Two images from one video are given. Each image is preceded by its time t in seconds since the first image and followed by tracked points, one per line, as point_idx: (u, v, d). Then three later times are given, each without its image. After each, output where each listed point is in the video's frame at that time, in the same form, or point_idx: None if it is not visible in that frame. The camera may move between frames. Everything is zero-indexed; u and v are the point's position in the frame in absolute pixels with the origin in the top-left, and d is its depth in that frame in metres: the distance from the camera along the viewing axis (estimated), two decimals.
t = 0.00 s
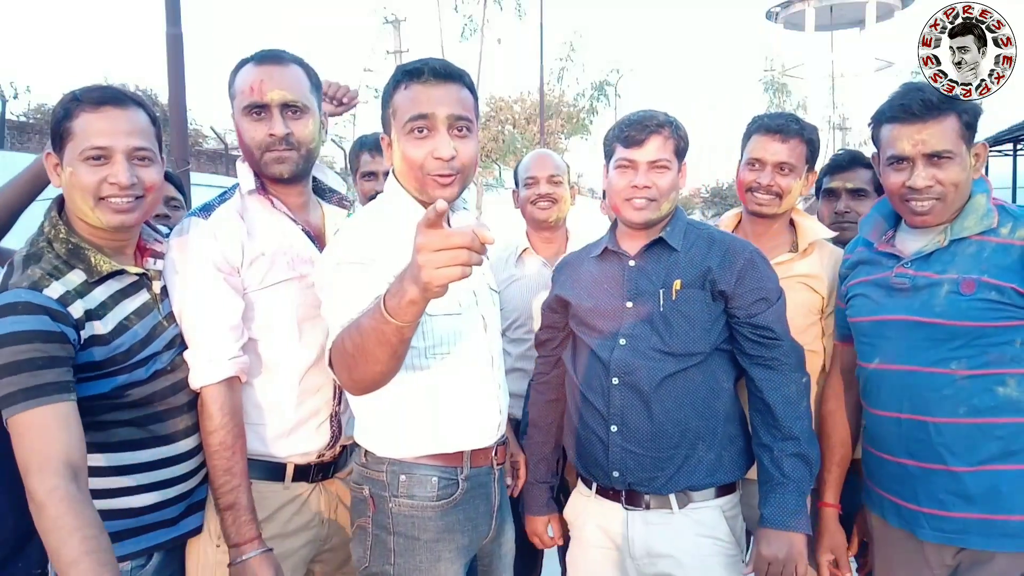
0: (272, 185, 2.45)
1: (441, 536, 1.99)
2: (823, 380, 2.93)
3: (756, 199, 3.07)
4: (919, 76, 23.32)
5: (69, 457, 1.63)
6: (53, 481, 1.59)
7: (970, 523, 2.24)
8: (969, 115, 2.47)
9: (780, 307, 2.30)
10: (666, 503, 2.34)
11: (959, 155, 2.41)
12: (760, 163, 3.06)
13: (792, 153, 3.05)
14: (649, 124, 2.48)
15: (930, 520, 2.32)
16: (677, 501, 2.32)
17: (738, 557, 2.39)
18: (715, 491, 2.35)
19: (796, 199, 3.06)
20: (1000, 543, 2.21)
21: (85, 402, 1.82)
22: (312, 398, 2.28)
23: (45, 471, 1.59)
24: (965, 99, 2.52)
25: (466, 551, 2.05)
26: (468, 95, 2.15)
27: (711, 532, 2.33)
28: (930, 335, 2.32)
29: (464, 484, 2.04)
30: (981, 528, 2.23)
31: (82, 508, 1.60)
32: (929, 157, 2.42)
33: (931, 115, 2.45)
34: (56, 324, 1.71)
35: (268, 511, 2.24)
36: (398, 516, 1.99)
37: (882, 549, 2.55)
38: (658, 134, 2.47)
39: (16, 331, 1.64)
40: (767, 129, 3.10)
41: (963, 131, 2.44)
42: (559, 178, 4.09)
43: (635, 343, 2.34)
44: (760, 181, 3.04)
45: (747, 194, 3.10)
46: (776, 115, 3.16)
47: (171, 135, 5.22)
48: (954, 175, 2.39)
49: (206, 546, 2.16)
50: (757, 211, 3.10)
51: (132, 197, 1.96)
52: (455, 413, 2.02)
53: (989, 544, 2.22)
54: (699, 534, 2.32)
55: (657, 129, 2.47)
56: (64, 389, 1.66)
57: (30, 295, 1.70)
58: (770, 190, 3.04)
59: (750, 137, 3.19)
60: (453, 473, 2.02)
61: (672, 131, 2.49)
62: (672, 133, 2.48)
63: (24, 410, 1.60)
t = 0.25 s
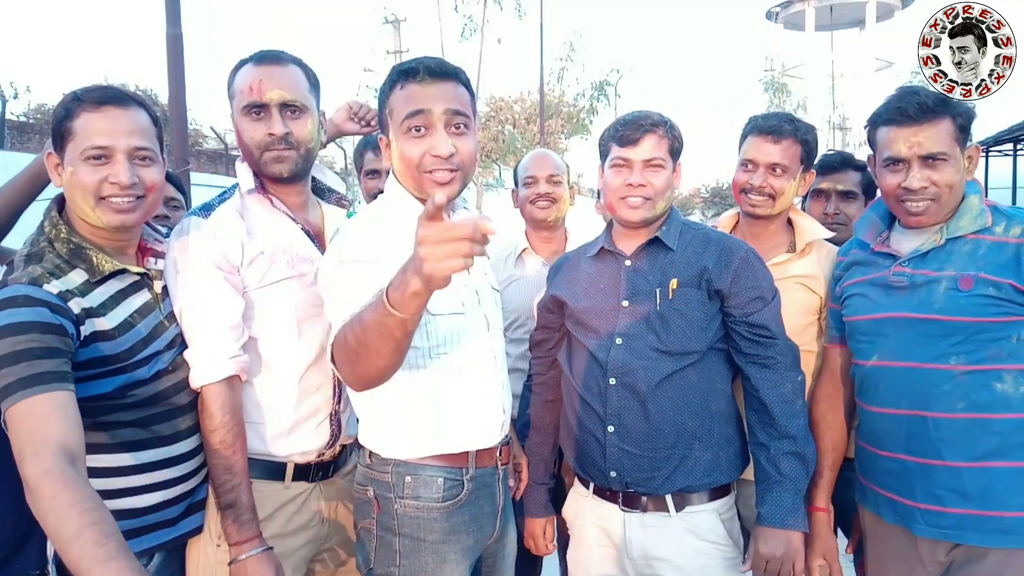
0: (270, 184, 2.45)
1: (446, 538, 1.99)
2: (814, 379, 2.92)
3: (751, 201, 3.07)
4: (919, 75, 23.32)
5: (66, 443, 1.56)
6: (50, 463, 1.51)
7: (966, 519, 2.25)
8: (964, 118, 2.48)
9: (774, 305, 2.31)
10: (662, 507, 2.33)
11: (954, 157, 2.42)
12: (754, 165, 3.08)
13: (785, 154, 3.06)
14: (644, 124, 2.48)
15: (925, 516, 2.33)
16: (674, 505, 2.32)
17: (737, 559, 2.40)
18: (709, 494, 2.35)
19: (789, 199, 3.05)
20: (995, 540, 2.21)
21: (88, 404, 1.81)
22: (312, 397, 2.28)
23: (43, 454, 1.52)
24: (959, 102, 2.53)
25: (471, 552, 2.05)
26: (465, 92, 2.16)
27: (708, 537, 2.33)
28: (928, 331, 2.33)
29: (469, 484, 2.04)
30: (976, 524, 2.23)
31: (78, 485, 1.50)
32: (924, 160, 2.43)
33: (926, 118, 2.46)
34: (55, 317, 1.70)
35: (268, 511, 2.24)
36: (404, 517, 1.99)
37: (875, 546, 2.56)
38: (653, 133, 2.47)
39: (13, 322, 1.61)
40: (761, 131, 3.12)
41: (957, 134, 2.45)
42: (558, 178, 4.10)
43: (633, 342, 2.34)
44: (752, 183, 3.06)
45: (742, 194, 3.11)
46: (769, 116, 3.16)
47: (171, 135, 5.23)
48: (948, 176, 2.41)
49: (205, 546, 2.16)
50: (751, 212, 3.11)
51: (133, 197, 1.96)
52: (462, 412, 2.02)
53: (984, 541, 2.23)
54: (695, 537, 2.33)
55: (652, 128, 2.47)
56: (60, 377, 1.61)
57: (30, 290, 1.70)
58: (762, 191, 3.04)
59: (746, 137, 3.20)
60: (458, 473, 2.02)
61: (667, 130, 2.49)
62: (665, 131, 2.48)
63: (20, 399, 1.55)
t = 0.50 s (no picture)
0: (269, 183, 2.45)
1: (447, 540, 1.99)
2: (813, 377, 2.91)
3: (748, 201, 3.07)
4: (918, 76, 23.34)
5: (72, 452, 1.60)
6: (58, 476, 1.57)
7: (963, 516, 2.26)
8: (960, 121, 2.48)
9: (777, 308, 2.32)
10: (661, 511, 2.33)
11: (949, 159, 2.43)
12: (753, 165, 3.08)
13: (783, 155, 3.06)
14: (646, 124, 2.48)
15: (922, 513, 2.33)
16: (671, 511, 2.32)
17: (736, 561, 2.40)
18: (708, 496, 2.35)
19: (787, 199, 3.05)
20: (992, 537, 2.21)
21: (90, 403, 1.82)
22: (312, 397, 2.28)
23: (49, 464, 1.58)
24: (955, 104, 2.53)
25: (473, 553, 2.06)
26: (467, 96, 2.16)
27: (705, 542, 2.34)
28: (927, 329, 2.33)
29: (470, 486, 2.05)
30: (973, 521, 2.24)
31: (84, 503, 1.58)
32: (920, 161, 2.43)
33: (921, 120, 2.46)
34: (61, 321, 1.70)
35: (270, 511, 2.25)
36: (405, 519, 1.99)
37: (874, 546, 2.56)
38: (655, 133, 2.47)
39: (19, 328, 1.63)
40: (760, 131, 3.12)
41: (953, 136, 2.46)
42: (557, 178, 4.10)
43: (633, 343, 2.34)
44: (750, 184, 3.05)
45: (739, 195, 3.11)
46: (769, 117, 3.16)
47: (171, 135, 5.23)
48: (943, 177, 2.41)
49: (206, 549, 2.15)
50: (749, 213, 3.11)
51: (135, 196, 1.96)
52: (469, 410, 2.04)
53: (982, 538, 2.23)
54: (693, 540, 2.33)
55: (655, 128, 2.47)
56: (66, 385, 1.63)
57: (35, 292, 1.70)
58: (760, 192, 3.04)
59: (745, 138, 3.20)
60: (459, 475, 2.02)
61: (670, 130, 2.49)
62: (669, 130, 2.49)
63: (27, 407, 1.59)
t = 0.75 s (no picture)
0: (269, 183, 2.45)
1: (443, 543, 1.98)
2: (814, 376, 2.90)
3: (750, 202, 3.07)
4: (918, 76, 23.35)
5: (79, 469, 1.66)
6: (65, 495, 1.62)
7: (967, 516, 2.26)
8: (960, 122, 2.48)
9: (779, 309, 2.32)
10: (661, 512, 2.33)
11: (949, 161, 2.43)
12: (754, 165, 3.08)
13: (783, 155, 3.06)
14: (649, 122, 2.48)
15: (926, 512, 2.33)
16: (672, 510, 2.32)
17: (735, 562, 2.41)
18: (708, 497, 2.35)
19: (788, 199, 3.05)
20: (995, 535, 2.22)
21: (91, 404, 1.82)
22: (313, 396, 2.28)
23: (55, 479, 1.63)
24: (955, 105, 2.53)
25: (468, 554, 2.06)
26: (463, 95, 2.15)
27: (707, 543, 2.34)
28: (930, 329, 2.33)
29: (466, 487, 2.05)
30: (977, 520, 2.24)
31: (89, 525, 1.64)
32: (920, 162, 2.43)
33: (921, 122, 2.46)
34: (67, 331, 1.70)
35: (272, 510, 2.25)
36: (400, 522, 1.98)
37: (874, 545, 2.56)
38: (658, 132, 2.47)
39: (26, 341, 1.63)
40: (760, 132, 3.12)
41: (952, 137, 2.46)
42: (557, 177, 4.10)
43: (635, 343, 2.34)
44: (752, 184, 3.05)
45: (740, 196, 3.12)
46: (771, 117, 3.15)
47: (171, 135, 5.23)
48: (943, 179, 2.41)
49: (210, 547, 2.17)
50: (750, 213, 3.11)
51: (136, 197, 1.96)
52: (468, 411, 2.04)
53: (986, 537, 2.23)
54: (694, 541, 2.33)
55: (658, 127, 2.47)
56: (72, 400, 1.66)
57: (40, 301, 1.69)
58: (762, 193, 3.04)
59: (744, 138, 3.20)
60: (455, 477, 2.02)
61: (672, 130, 2.49)
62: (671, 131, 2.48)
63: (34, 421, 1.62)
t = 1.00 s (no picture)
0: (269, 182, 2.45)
1: (440, 544, 1.99)
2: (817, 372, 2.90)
3: (751, 201, 3.07)
4: (918, 76, 23.35)
5: (81, 474, 1.68)
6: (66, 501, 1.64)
7: (967, 515, 2.26)
8: (960, 122, 2.48)
9: (783, 309, 2.31)
10: (664, 512, 2.34)
11: (950, 161, 2.43)
12: (755, 165, 3.08)
13: (784, 155, 3.06)
14: (652, 121, 2.48)
15: (927, 512, 2.33)
16: (676, 510, 2.32)
17: (738, 562, 2.41)
18: (711, 497, 2.35)
19: (789, 200, 3.06)
20: (996, 535, 2.22)
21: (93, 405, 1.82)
22: (314, 396, 2.28)
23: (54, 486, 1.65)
24: (957, 106, 2.53)
25: (465, 554, 2.06)
26: (460, 93, 2.15)
27: (711, 543, 2.34)
28: (932, 329, 2.33)
29: (463, 488, 2.05)
30: (978, 520, 2.24)
31: (91, 531, 1.66)
32: (921, 163, 2.43)
33: (923, 123, 2.46)
34: (69, 337, 1.71)
35: (273, 509, 2.26)
36: (397, 524, 1.97)
37: (873, 545, 2.57)
38: (660, 131, 2.47)
39: (28, 348, 1.64)
40: (761, 132, 3.12)
41: (953, 138, 2.46)
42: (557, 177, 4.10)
43: (640, 345, 2.34)
44: (754, 184, 3.05)
45: (741, 196, 3.12)
46: (771, 117, 3.15)
47: (171, 136, 5.23)
48: (944, 179, 2.41)
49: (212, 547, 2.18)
50: (751, 213, 3.11)
51: (136, 199, 1.96)
52: (468, 411, 2.05)
53: (986, 537, 2.23)
54: (698, 542, 2.33)
55: (660, 126, 2.47)
56: (75, 406, 1.68)
57: (41, 306, 1.69)
58: (763, 193, 3.04)
59: (745, 139, 3.20)
60: (451, 478, 2.02)
61: (674, 129, 2.49)
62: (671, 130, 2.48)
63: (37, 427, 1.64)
